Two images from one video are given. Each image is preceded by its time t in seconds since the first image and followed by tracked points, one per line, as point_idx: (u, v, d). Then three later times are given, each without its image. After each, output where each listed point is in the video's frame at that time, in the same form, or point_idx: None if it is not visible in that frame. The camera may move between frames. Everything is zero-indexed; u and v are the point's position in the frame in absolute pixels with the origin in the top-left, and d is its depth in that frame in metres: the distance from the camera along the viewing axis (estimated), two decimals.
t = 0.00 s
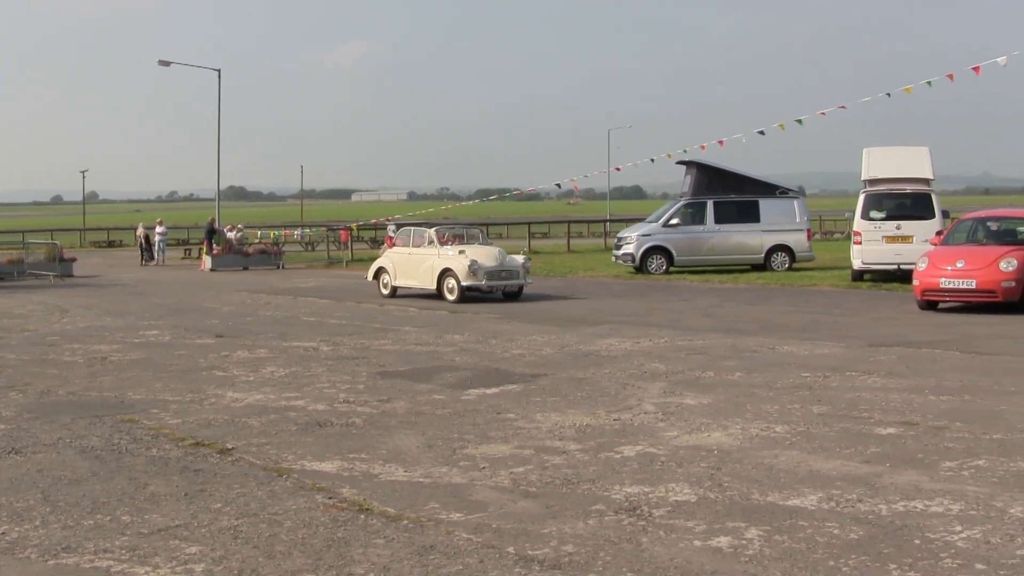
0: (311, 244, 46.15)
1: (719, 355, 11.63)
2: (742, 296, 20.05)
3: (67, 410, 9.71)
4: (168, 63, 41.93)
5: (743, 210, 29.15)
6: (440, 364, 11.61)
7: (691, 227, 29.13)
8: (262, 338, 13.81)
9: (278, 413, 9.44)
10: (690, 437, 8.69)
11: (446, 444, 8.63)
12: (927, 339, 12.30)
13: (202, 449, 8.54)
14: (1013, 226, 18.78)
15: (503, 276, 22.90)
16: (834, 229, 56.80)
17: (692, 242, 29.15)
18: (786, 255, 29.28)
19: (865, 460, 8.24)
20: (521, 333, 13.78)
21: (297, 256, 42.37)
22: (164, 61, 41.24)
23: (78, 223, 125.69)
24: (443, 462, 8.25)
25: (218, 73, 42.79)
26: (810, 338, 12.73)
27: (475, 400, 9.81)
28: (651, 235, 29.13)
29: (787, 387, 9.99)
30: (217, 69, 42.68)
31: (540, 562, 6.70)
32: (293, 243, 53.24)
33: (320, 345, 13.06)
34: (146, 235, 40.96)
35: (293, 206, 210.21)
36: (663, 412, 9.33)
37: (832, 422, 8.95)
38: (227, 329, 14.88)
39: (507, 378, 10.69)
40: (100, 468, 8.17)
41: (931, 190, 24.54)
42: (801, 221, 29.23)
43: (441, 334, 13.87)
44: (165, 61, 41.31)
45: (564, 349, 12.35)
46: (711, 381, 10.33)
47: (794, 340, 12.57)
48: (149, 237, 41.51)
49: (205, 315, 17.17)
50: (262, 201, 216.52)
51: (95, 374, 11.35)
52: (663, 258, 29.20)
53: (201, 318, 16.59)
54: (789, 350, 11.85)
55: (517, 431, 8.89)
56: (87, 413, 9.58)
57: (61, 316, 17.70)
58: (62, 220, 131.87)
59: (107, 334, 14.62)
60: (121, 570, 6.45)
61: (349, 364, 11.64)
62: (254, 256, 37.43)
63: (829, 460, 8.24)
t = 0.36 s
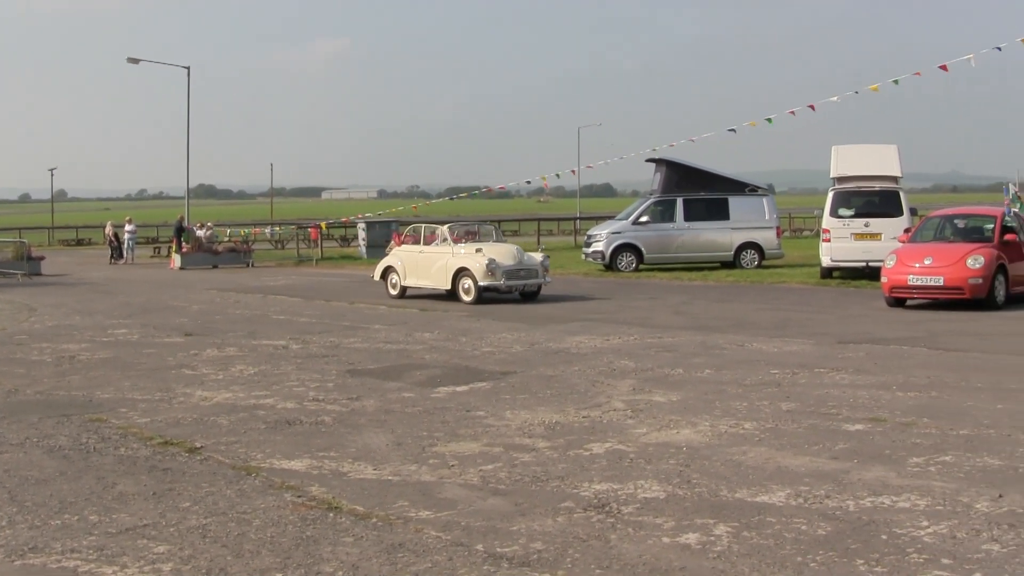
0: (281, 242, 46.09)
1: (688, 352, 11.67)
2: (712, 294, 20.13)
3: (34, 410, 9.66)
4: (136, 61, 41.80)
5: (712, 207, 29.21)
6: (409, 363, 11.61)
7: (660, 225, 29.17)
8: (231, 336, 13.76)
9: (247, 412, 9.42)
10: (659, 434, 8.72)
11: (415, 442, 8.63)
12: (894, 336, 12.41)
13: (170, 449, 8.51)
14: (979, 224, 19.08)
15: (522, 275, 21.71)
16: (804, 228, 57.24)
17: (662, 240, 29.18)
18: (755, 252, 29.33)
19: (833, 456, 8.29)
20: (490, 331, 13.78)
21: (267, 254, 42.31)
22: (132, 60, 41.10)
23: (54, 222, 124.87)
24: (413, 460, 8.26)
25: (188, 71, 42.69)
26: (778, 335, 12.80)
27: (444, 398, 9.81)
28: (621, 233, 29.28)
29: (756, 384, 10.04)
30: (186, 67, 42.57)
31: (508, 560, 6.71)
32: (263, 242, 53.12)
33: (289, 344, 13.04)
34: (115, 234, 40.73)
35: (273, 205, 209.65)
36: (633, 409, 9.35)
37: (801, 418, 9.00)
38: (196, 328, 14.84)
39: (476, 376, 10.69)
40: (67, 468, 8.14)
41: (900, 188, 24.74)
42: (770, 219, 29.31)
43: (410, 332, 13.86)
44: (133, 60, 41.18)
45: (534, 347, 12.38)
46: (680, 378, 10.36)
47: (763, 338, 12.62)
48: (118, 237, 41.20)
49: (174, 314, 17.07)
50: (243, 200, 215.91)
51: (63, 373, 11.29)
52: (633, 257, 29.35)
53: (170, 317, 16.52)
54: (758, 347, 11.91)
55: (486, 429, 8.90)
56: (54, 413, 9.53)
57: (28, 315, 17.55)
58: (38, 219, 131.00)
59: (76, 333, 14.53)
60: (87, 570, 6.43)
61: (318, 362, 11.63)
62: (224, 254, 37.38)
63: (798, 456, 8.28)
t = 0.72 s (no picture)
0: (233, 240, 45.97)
1: (639, 350, 11.73)
2: (665, 292, 20.26)
3: None
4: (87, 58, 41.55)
5: (664, 205, 29.43)
6: (361, 361, 11.61)
7: (613, 222, 29.32)
8: (182, 335, 13.71)
9: (198, 411, 9.41)
10: (610, 432, 8.76)
11: (367, 440, 8.64)
12: (845, 333, 12.57)
13: (120, 448, 8.49)
14: (929, 221, 19.22)
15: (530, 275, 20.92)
16: (760, 225, 57.81)
17: (614, 237, 29.35)
18: (707, 250, 29.59)
19: (783, 453, 8.36)
20: (443, 329, 13.79)
21: (219, 254, 42.17)
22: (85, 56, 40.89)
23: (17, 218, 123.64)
24: (364, 458, 8.27)
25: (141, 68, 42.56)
26: (728, 332, 12.91)
27: (396, 396, 9.82)
28: (574, 230, 29.32)
29: (708, 381, 10.12)
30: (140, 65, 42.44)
31: (458, 558, 6.73)
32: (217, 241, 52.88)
33: (240, 342, 13.02)
34: (66, 231, 40.42)
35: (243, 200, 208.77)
36: (584, 407, 9.39)
37: (751, 415, 9.07)
38: (147, 327, 14.76)
39: (429, 374, 10.71)
40: (14, 469, 8.09)
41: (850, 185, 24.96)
42: (722, 216, 29.49)
43: (363, 330, 13.85)
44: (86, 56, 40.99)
45: (486, 345, 12.41)
46: (632, 376, 10.41)
47: (713, 335, 12.72)
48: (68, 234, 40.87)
49: (125, 313, 16.95)
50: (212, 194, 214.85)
51: (13, 373, 11.20)
52: (585, 254, 29.41)
53: (120, 316, 16.40)
54: (709, 344, 11.99)
55: (438, 427, 8.91)
56: (3, 413, 9.46)
57: None
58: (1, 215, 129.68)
59: (25, 333, 14.41)
60: (35, 571, 6.41)
61: (269, 360, 11.62)
62: (175, 253, 37.29)
63: (748, 453, 8.34)
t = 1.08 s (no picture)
0: (181, 239, 45.76)
1: (586, 348, 11.81)
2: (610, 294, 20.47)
3: None
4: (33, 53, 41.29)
5: (612, 204, 29.64)
6: (308, 360, 11.62)
7: (560, 220, 29.21)
8: (127, 334, 13.65)
9: (144, 410, 9.39)
10: (556, 430, 8.81)
11: (313, 439, 8.66)
12: (789, 330, 12.75)
13: (65, 448, 8.46)
14: (875, 220, 19.43)
15: (540, 276, 20.05)
16: (702, 223, 58.82)
17: (562, 235, 29.25)
18: (654, 248, 29.97)
19: (728, 450, 8.43)
20: (390, 327, 13.82)
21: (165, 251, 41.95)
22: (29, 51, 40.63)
23: None
24: (310, 457, 8.28)
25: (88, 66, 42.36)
26: (675, 329, 13.04)
27: (343, 395, 9.82)
28: (522, 228, 28.95)
29: (655, 378, 10.21)
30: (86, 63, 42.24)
31: (404, 556, 6.76)
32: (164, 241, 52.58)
33: (186, 341, 12.99)
34: (10, 229, 40.02)
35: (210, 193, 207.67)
36: (530, 405, 9.44)
37: (697, 412, 9.16)
38: (92, 325, 14.66)
39: (376, 372, 10.74)
40: None
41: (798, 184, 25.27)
42: (669, 216, 29.92)
43: (310, 328, 13.85)
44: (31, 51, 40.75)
45: (433, 343, 12.46)
46: (580, 373, 10.47)
47: (660, 333, 12.84)
48: (13, 232, 40.44)
49: (71, 312, 16.81)
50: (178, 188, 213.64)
51: None
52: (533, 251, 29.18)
53: (65, 315, 16.26)
54: (655, 342, 12.10)
55: (384, 425, 8.94)
56: None
57: None
58: None
59: None
60: None
61: (216, 359, 11.61)
62: (123, 250, 37.11)
63: (693, 450, 8.42)
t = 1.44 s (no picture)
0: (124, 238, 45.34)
1: (530, 345, 11.93)
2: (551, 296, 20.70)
3: None
4: None
5: (555, 201, 29.71)
6: (252, 359, 11.63)
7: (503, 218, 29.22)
8: (69, 334, 13.59)
9: (86, 411, 9.37)
10: (500, 427, 8.88)
11: (256, 438, 8.69)
12: (733, 327, 12.97)
13: (4, 450, 8.42)
14: (817, 217, 19.68)
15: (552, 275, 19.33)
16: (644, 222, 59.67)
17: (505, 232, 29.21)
18: (599, 245, 30.06)
19: (671, 445, 8.52)
20: (334, 326, 13.86)
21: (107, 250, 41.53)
22: None
23: None
24: (254, 456, 8.31)
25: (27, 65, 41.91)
26: (619, 326, 13.20)
27: (287, 393, 9.84)
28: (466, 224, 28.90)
29: (599, 375, 10.34)
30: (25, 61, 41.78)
31: (347, 555, 6.77)
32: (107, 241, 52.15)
33: (128, 341, 12.96)
34: None
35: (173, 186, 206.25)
36: (474, 402, 9.53)
37: (640, 409, 9.27)
38: (31, 326, 14.56)
39: (320, 371, 10.80)
40: None
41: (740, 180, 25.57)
42: (613, 213, 30.14)
43: (253, 327, 13.85)
44: None
45: (377, 342, 12.55)
46: (524, 370, 10.58)
47: (604, 329, 13.00)
48: None
49: (11, 312, 16.64)
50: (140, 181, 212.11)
51: None
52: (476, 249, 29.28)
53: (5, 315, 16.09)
54: (599, 339, 12.25)
55: (328, 423, 8.98)
56: None
57: None
58: None
59: None
60: None
61: (159, 358, 11.60)
62: (65, 250, 36.74)
63: (635, 446, 8.50)
